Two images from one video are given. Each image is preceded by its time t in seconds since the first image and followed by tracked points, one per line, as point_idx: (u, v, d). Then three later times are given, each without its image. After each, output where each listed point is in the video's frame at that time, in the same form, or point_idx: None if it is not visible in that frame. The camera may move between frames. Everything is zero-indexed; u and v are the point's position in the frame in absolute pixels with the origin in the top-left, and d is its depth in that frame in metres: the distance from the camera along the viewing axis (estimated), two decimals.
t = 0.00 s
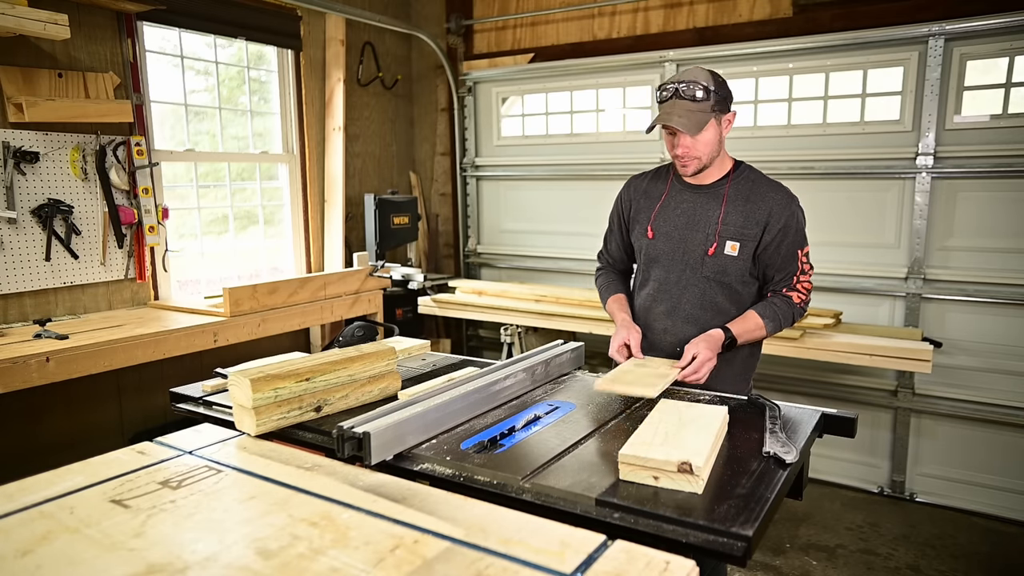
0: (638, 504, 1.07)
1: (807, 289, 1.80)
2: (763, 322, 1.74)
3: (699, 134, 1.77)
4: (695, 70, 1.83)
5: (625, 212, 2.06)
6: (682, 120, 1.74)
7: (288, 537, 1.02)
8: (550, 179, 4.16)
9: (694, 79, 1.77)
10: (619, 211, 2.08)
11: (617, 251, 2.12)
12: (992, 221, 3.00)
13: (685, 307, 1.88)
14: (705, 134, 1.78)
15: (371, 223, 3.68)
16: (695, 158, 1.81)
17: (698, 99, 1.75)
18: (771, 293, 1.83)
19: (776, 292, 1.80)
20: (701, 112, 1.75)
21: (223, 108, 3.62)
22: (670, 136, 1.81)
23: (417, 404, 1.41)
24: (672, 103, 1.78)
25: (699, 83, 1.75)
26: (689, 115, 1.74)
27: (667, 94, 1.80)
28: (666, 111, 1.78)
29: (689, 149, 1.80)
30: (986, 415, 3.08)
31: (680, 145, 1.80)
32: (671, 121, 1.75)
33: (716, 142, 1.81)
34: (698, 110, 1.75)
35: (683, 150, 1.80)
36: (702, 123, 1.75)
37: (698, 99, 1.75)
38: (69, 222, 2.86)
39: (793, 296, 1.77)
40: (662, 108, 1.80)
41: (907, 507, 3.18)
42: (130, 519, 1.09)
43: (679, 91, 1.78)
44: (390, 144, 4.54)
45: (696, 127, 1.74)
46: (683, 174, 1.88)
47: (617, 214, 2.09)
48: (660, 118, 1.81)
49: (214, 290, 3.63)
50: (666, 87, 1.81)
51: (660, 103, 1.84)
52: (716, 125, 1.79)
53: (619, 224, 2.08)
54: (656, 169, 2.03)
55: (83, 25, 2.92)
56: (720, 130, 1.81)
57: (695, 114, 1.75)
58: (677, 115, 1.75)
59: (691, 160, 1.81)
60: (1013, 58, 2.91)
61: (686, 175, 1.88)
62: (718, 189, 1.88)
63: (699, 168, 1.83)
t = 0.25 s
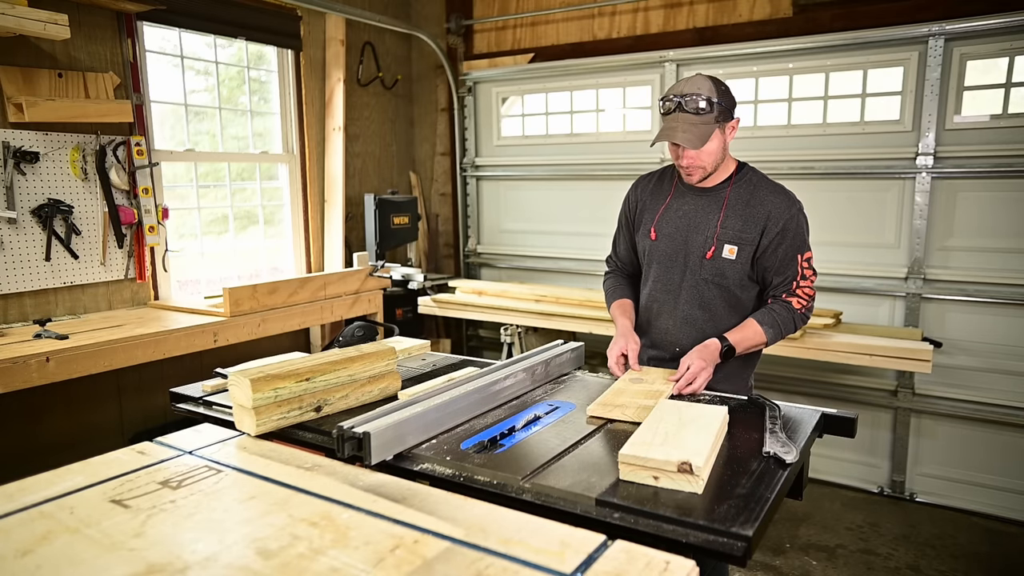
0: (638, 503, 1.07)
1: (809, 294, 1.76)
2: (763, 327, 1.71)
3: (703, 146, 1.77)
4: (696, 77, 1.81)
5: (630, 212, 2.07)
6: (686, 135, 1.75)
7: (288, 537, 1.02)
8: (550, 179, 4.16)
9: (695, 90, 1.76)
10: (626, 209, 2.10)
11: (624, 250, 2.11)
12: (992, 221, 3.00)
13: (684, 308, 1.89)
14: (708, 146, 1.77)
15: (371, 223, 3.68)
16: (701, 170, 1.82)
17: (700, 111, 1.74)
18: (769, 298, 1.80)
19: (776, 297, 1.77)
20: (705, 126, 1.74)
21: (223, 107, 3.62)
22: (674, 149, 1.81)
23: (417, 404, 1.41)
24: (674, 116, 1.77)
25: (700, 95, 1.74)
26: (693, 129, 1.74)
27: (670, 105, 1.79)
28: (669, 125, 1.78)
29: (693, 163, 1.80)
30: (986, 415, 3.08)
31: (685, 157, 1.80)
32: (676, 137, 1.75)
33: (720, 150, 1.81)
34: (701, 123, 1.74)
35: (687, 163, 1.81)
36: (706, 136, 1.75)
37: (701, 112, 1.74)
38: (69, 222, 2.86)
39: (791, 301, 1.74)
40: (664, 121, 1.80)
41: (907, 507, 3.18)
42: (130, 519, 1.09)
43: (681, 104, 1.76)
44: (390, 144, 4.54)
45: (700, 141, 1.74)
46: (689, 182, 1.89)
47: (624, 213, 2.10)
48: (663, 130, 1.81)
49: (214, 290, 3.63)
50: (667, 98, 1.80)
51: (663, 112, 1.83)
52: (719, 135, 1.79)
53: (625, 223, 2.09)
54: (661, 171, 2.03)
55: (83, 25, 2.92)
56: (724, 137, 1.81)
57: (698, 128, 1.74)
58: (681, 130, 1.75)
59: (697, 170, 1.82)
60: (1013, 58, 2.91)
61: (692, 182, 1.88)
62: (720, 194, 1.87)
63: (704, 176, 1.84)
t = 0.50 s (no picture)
0: (638, 504, 1.07)
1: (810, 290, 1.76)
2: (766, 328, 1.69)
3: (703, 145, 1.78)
4: (695, 78, 1.82)
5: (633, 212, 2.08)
6: (687, 134, 1.75)
7: (288, 537, 1.02)
8: (549, 179, 4.16)
9: (695, 89, 1.77)
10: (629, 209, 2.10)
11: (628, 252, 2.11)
12: (992, 221, 3.00)
13: (689, 307, 1.89)
14: (709, 145, 1.78)
15: (371, 223, 3.68)
16: (702, 169, 1.82)
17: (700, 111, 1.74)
18: (770, 296, 1.80)
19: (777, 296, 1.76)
20: (705, 125, 1.75)
21: (223, 107, 3.62)
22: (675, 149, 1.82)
23: (418, 404, 1.41)
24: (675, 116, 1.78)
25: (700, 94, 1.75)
26: (694, 128, 1.75)
27: (670, 105, 1.79)
28: (670, 125, 1.78)
29: (694, 162, 1.80)
30: (986, 415, 3.08)
31: (686, 157, 1.81)
32: (677, 136, 1.75)
33: (721, 150, 1.81)
34: (701, 122, 1.75)
35: (689, 162, 1.81)
36: (706, 135, 1.76)
37: (701, 112, 1.75)
38: (69, 222, 2.86)
39: (790, 300, 1.73)
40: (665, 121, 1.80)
41: (907, 507, 3.18)
42: (130, 519, 1.09)
43: (681, 104, 1.77)
44: (390, 144, 4.54)
45: (701, 140, 1.74)
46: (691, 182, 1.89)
47: (627, 214, 2.10)
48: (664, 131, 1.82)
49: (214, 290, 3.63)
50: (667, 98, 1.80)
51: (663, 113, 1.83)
52: (719, 134, 1.79)
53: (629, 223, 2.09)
54: (664, 171, 2.03)
55: (83, 25, 2.92)
56: (725, 136, 1.81)
57: (699, 127, 1.75)
58: (681, 129, 1.75)
59: (699, 169, 1.82)
60: (1013, 57, 2.91)
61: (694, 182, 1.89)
62: (723, 191, 1.88)
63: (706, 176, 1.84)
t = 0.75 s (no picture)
0: (638, 504, 1.07)
1: (842, 266, 1.75)
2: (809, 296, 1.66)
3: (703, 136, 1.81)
4: (695, 72, 1.86)
5: (634, 211, 2.08)
6: (687, 123, 1.78)
7: (288, 537, 1.02)
8: (549, 179, 4.16)
9: (696, 80, 1.81)
10: (630, 208, 2.11)
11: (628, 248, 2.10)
12: (992, 221, 3.00)
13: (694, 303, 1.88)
14: (709, 135, 1.81)
15: (371, 223, 3.68)
16: (701, 161, 1.85)
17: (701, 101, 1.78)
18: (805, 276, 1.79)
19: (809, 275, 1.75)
20: (704, 115, 1.78)
21: (223, 107, 3.62)
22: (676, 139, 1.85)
23: (418, 404, 1.41)
24: (675, 106, 1.81)
25: (701, 85, 1.79)
26: (694, 117, 1.78)
27: (670, 98, 1.83)
28: (669, 115, 1.81)
29: (693, 152, 1.83)
30: (986, 415, 3.08)
31: (686, 147, 1.83)
32: (677, 125, 1.78)
33: (720, 142, 1.84)
34: (701, 112, 1.78)
35: (688, 152, 1.83)
36: (706, 125, 1.79)
37: (702, 101, 1.78)
38: (69, 222, 2.86)
39: (829, 271, 1.73)
40: (664, 112, 1.83)
41: (907, 507, 3.18)
42: (130, 519, 1.09)
43: (681, 95, 1.80)
44: (390, 144, 4.54)
45: (701, 129, 1.78)
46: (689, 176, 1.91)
47: (628, 213, 2.10)
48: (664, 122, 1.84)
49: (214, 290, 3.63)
50: (667, 90, 1.84)
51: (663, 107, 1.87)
52: (719, 126, 1.82)
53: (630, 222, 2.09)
54: (664, 168, 2.04)
55: (83, 25, 2.92)
56: (723, 130, 1.84)
57: (699, 116, 1.78)
58: (681, 118, 1.78)
59: (698, 162, 1.85)
60: (1013, 58, 2.91)
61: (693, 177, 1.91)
62: (724, 186, 1.88)
63: (705, 169, 1.87)
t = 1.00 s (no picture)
0: (638, 504, 1.07)
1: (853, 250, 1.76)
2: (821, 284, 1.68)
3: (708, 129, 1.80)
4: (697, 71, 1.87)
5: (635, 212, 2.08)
6: (693, 115, 1.77)
7: (288, 537, 1.02)
8: (549, 179, 4.16)
9: (699, 75, 1.82)
10: (630, 209, 2.10)
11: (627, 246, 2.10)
12: (992, 221, 3.00)
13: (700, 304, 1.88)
14: (714, 129, 1.81)
15: (371, 223, 3.68)
16: (706, 156, 1.84)
17: (706, 94, 1.78)
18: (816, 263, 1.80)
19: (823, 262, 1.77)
20: (709, 109, 1.78)
21: (223, 108, 3.62)
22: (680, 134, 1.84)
23: (418, 404, 1.41)
24: (680, 100, 1.81)
25: (705, 80, 1.80)
26: (700, 109, 1.77)
27: (673, 93, 1.83)
28: (674, 109, 1.81)
29: (698, 147, 1.82)
30: (986, 415, 3.08)
31: (691, 142, 1.82)
32: (684, 116, 1.77)
33: (723, 138, 1.84)
34: (707, 106, 1.78)
35: (693, 147, 1.82)
36: (712, 118, 1.79)
37: (707, 94, 1.78)
38: (69, 222, 2.86)
39: (843, 257, 1.74)
40: (668, 107, 1.83)
41: (906, 507, 3.18)
42: (130, 519, 1.09)
43: (685, 90, 1.81)
44: (390, 144, 4.54)
45: (708, 121, 1.77)
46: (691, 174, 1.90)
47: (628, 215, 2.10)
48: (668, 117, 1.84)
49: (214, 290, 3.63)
50: (670, 86, 1.85)
51: (666, 104, 1.87)
52: (723, 122, 1.83)
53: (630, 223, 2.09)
54: (665, 168, 2.04)
55: (83, 25, 2.92)
56: (726, 127, 1.85)
57: (705, 109, 1.78)
58: (687, 110, 1.78)
59: (702, 158, 1.84)
60: (1013, 58, 2.91)
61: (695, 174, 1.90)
62: (725, 185, 1.88)
63: (709, 166, 1.86)
